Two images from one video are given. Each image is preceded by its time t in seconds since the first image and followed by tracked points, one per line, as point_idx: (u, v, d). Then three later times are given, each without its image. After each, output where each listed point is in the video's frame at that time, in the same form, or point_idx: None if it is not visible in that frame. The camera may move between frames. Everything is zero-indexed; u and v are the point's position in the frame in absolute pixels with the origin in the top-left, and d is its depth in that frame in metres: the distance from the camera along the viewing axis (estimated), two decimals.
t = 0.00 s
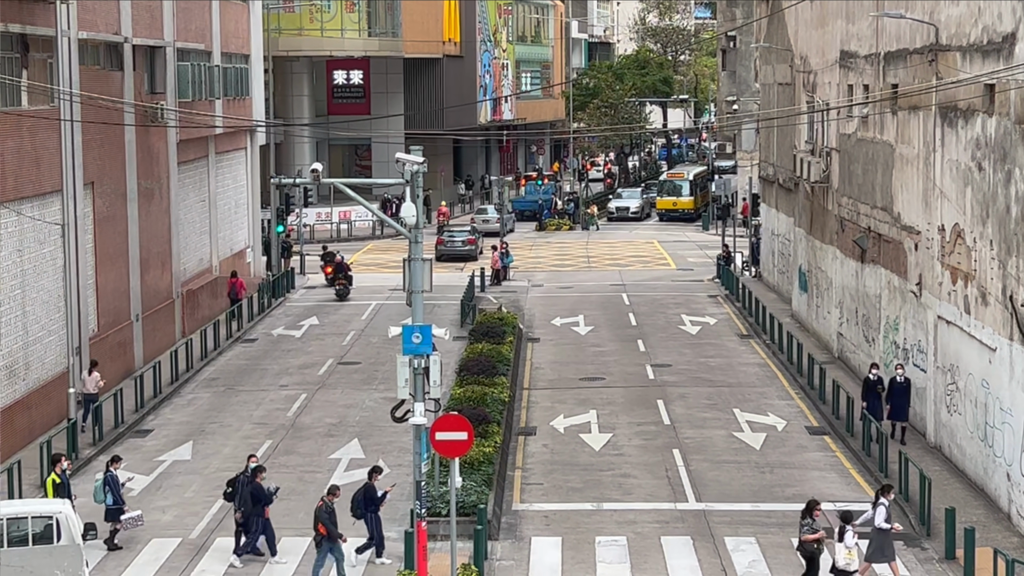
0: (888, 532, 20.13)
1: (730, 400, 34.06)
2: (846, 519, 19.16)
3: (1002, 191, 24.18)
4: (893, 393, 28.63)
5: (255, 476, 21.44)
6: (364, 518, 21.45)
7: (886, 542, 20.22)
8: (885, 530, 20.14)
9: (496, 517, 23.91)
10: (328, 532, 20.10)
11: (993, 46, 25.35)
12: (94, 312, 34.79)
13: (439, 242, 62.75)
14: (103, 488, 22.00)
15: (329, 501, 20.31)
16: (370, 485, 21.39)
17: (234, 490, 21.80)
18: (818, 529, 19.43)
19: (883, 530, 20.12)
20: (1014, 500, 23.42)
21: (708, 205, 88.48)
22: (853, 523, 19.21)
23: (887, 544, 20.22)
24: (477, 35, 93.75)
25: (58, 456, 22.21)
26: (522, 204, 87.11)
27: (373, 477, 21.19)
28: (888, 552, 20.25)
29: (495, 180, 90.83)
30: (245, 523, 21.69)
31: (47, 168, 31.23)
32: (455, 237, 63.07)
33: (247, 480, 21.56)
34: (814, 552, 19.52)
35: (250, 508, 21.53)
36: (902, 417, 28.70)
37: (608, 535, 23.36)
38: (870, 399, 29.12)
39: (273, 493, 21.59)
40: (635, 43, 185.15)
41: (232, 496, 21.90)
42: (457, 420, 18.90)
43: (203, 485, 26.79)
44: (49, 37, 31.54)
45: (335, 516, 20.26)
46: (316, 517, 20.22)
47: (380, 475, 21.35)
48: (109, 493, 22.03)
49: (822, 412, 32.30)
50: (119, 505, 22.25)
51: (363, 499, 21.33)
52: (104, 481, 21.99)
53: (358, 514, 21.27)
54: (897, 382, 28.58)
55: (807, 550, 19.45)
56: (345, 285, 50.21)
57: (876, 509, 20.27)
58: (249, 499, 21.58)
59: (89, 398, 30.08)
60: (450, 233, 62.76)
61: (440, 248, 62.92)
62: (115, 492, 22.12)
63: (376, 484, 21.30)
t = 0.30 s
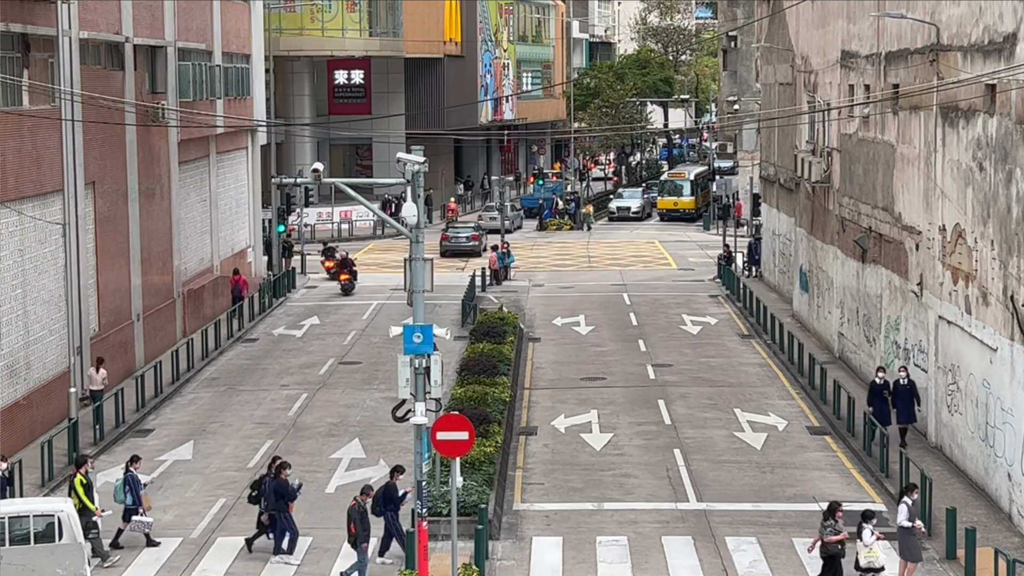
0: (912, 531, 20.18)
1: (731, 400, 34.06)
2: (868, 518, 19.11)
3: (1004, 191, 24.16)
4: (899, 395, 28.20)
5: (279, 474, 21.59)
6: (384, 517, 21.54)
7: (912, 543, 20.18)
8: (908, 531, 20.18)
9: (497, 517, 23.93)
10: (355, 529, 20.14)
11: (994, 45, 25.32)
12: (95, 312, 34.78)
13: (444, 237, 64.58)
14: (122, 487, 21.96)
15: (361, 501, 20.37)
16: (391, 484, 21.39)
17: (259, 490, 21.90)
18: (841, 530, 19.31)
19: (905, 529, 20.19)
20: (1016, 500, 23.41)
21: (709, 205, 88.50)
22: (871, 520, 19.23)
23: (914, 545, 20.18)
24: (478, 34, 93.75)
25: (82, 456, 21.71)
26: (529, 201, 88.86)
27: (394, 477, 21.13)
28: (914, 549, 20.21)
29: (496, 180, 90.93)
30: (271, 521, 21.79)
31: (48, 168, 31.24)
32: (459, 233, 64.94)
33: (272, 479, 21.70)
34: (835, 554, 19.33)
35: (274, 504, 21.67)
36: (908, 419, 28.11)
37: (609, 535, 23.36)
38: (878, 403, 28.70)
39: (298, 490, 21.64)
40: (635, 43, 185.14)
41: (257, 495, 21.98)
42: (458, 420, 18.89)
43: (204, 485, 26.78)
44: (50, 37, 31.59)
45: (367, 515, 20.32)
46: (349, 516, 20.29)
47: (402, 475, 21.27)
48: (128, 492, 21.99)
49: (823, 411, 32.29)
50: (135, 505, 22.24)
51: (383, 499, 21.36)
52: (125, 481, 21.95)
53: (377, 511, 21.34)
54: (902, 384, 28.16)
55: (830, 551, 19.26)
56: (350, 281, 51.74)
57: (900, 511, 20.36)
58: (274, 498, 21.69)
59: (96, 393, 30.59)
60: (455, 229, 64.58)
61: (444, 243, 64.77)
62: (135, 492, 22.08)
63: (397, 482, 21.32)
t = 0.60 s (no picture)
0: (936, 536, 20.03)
1: (732, 399, 34.06)
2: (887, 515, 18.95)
3: (1005, 191, 24.16)
4: (899, 397, 27.93)
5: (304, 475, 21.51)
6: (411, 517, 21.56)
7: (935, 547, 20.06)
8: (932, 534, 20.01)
9: (497, 515, 23.95)
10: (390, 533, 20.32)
11: (995, 45, 25.32)
12: (96, 310, 34.76)
13: (449, 232, 66.62)
14: (145, 484, 21.94)
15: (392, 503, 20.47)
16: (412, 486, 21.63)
17: (281, 489, 21.74)
18: (860, 528, 19.33)
19: (928, 534, 20.07)
20: (1016, 499, 23.42)
21: (709, 204, 88.49)
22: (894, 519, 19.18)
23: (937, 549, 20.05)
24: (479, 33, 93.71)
25: (106, 452, 21.53)
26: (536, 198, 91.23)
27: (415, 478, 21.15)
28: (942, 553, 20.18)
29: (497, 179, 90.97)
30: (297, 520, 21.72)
31: (49, 167, 31.24)
32: (463, 228, 66.88)
33: (296, 480, 21.63)
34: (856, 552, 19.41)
35: (302, 506, 21.64)
36: (912, 424, 27.82)
37: (610, 534, 23.37)
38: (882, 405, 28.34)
39: (324, 490, 21.66)
40: (635, 41, 185.05)
41: (279, 494, 21.81)
42: (458, 418, 18.83)
43: (205, 484, 26.78)
44: (51, 35, 31.61)
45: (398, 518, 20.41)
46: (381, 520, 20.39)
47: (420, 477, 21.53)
48: (150, 489, 21.99)
49: (823, 411, 32.31)
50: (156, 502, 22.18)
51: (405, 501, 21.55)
52: (147, 478, 21.93)
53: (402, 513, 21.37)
54: (904, 387, 27.83)
55: (850, 549, 19.34)
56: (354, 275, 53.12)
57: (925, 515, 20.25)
58: (299, 497, 21.61)
59: (101, 389, 31.20)
60: (459, 224, 66.60)
61: (449, 238, 66.84)
62: (155, 488, 22.10)
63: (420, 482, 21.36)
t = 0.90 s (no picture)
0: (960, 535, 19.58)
1: (732, 397, 34.06)
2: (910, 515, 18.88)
3: (1005, 189, 24.15)
4: (902, 399, 27.67)
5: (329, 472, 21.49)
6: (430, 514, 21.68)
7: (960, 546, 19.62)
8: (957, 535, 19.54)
9: (497, 513, 23.95)
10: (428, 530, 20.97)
11: (996, 44, 25.31)
12: (95, 308, 34.74)
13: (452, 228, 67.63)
14: (162, 482, 22.05)
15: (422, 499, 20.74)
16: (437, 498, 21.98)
17: (307, 488, 21.85)
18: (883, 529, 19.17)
19: (954, 533, 19.58)
20: (1016, 498, 23.42)
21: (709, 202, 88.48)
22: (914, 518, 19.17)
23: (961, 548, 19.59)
24: (479, 31, 93.69)
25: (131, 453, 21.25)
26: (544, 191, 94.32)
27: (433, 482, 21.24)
28: (963, 549, 19.73)
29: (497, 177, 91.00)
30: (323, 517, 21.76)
31: (49, 165, 31.23)
32: (466, 224, 68.00)
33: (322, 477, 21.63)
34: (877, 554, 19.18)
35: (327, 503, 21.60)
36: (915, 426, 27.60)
37: (609, 532, 23.36)
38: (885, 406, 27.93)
39: (349, 488, 21.54)
40: (636, 40, 185.03)
41: (305, 492, 21.89)
42: (458, 416, 18.80)
43: (205, 481, 26.79)
44: (51, 32, 31.61)
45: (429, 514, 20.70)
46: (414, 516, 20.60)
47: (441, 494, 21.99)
48: (167, 488, 22.11)
49: (822, 409, 32.31)
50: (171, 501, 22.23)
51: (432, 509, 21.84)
52: (164, 475, 21.99)
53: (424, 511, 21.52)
54: (907, 389, 27.56)
55: (872, 552, 19.11)
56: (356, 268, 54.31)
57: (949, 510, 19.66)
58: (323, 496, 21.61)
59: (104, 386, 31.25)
60: (462, 221, 67.60)
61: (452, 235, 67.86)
62: (171, 487, 22.18)
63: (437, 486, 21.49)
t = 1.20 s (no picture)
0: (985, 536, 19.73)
1: (732, 395, 34.06)
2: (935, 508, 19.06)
3: (1005, 187, 24.15)
4: (907, 400, 27.41)
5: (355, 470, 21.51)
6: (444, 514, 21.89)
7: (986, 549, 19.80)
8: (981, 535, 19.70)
9: (498, 511, 23.95)
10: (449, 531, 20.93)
11: (996, 42, 25.31)
12: (96, 305, 34.79)
13: (456, 224, 68.69)
14: (180, 477, 22.09)
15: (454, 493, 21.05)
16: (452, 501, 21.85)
17: (329, 485, 21.80)
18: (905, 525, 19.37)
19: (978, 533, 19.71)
20: (1016, 496, 23.43)
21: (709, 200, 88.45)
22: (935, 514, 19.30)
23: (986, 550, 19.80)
24: (479, 29, 93.67)
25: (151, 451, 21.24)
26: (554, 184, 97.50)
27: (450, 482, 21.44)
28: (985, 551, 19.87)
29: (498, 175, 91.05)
30: (346, 514, 21.82)
31: (49, 162, 31.24)
32: (471, 219, 69.12)
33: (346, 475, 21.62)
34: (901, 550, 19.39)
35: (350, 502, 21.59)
36: (919, 426, 27.41)
37: (609, 529, 23.37)
38: (890, 409, 27.49)
39: (373, 487, 21.65)
40: (637, 38, 184.99)
41: (327, 490, 21.86)
42: (458, 414, 18.71)
43: (205, 478, 26.80)
44: (51, 29, 31.58)
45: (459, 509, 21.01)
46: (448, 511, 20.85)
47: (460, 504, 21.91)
48: (185, 482, 22.13)
49: (823, 407, 32.31)
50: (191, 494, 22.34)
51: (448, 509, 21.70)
52: (183, 469, 22.00)
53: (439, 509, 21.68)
54: (912, 389, 27.35)
55: (897, 548, 19.35)
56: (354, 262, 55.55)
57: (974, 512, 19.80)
58: (347, 493, 21.62)
59: (110, 378, 31.67)
60: (466, 216, 68.75)
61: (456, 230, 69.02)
62: (189, 481, 22.22)
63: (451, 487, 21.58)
